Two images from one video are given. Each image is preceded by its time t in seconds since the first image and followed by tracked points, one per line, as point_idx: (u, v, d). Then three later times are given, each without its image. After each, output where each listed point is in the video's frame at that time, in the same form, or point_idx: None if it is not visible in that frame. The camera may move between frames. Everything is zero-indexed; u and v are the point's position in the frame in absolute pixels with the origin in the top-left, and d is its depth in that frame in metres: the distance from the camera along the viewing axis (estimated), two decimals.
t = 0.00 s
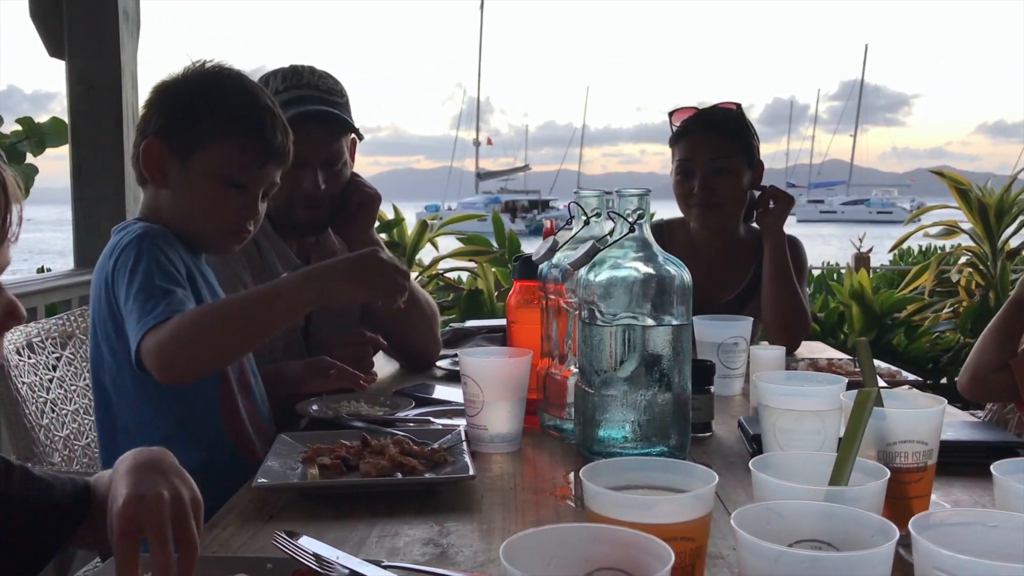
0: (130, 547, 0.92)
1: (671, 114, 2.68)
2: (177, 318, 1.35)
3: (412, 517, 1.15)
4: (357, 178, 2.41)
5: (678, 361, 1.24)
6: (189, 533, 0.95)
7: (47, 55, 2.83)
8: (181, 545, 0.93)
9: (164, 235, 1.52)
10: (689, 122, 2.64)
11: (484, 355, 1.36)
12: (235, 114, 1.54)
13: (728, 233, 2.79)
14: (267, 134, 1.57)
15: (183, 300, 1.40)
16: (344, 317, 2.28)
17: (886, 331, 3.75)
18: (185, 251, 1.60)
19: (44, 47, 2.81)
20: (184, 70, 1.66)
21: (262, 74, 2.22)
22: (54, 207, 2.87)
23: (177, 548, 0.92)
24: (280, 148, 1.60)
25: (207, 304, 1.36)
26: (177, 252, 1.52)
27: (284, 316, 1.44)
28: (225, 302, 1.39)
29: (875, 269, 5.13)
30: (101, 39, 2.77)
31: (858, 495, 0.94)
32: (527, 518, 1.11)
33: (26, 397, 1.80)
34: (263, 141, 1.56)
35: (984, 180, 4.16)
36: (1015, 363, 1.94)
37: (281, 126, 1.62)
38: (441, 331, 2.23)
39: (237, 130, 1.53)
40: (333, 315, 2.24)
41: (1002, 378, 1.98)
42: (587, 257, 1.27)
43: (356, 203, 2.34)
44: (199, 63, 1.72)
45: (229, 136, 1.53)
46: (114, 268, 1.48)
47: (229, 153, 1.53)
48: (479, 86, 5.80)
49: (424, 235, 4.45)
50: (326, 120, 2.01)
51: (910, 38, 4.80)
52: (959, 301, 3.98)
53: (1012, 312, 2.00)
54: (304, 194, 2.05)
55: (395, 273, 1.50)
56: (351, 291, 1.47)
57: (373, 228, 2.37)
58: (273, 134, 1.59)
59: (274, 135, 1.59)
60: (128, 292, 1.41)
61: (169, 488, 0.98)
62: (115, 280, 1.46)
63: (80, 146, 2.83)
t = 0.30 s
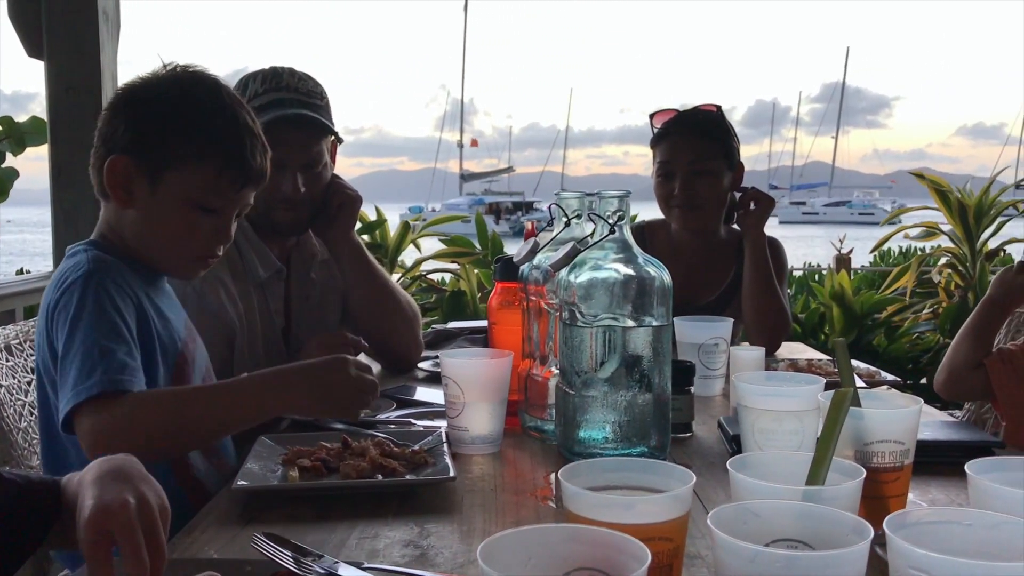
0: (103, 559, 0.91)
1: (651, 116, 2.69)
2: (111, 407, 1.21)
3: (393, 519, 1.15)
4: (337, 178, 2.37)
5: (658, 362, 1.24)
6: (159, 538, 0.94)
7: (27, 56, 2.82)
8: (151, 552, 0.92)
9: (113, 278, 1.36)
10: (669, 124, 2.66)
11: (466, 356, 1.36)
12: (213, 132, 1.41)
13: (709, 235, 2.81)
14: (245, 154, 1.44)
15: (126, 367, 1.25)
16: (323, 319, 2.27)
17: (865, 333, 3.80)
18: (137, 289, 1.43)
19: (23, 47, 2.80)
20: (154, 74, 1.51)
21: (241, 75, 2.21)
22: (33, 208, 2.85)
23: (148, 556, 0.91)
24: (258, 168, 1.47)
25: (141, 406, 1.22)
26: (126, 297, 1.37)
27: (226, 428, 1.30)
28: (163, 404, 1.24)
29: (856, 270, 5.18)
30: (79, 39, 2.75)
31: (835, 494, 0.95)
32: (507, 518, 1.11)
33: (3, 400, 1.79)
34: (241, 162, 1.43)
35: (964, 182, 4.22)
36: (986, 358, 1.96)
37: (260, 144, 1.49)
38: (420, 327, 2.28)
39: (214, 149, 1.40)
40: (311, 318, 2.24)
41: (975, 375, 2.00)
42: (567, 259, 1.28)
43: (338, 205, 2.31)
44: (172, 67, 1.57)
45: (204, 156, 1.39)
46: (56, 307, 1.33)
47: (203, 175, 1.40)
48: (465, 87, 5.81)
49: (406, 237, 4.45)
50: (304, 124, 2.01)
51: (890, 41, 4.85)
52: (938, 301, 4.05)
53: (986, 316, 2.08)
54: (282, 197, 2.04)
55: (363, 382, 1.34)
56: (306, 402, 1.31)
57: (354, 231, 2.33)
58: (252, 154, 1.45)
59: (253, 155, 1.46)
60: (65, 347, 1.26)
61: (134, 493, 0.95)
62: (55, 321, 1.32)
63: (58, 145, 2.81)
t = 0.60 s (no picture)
0: (80, 563, 0.91)
1: (634, 116, 2.71)
2: (79, 434, 1.18)
3: (373, 520, 1.14)
4: (319, 179, 2.32)
5: (639, 362, 1.25)
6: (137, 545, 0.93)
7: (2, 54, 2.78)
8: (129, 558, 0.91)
9: (80, 291, 1.31)
10: (650, 125, 2.67)
11: (447, 357, 1.36)
12: (187, 133, 1.40)
13: (691, 236, 2.82)
14: (219, 156, 1.43)
15: (93, 387, 1.20)
16: (305, 319, 2.27)
17: (847, 333, 3.79)
18: (105, 298, 1.38)
19: None
20: (121, 66, 1.47)
21: (221, 75, 2.20)
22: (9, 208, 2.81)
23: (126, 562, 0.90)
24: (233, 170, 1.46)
25: (111, 437, 1.19)
26: (93, 310, 1.32)
27: (203, 456, 1.26)
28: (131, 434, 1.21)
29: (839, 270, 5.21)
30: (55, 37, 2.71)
31: (813, 492, 0.95)
32: (488, 519, 1.11)
33: None
34: (217, 166, 1.42)
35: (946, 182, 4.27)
36: (964, 362, 1.99)
37: (235, 146, 1.49)
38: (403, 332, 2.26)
39: (188, 151, 1.39)
40: (291, 318, 2.25)
41: (953, 379, 2.01)
42: (547, 259, 1.28)
43: (320, 205, 2.26)
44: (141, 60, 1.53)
45: (178, 159, 1.38)
46: (15, 318, 1.28)
47: (177, 178, 1.39)
48: (451, 87, 5.82)
49: (389, 239, 4.41)
50: (284, 125, 2.01)
51: (873, 41, 4.87)
52: (920, 301, 4.09)
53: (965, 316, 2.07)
54: (263, 198, 2.04)
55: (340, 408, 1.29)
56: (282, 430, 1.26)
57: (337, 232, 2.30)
58: (227, 156, 1.45)
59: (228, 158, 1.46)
60: (29, 363, 1.21)
61: (109, 499, 0.94)
62: (16, 332, 1.27)
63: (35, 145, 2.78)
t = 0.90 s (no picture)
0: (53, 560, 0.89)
1: (617, 116, 2.71)
2: (63, 436, 1.18)
3: (356, 519, 1.14)
4: (303, 178, 2.32)
5: (621, 360, 1.25)
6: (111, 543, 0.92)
7: None
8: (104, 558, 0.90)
9: (53, 291, 1.30)
10: (633, 124, 2.68)
11: (430, 356, 1.35)
12: (164, 133, 1.40)
13: (675, 234, 2.83)
14: (196, 153, 1.43)
15: (73, 391, 1.19)
16: (287, 318, 2.28)
17: (829, 330, 3.82)
18: (78, 296, 1.37)
19: None
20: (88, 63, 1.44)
21: (200, 74, 2.19)
22: None
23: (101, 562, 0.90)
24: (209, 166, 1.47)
25: (97, 434, 1.21)
26: (68, 308, 1.31)
27: (189, 443, 1.31)
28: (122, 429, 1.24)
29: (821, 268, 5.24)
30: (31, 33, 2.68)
31: (792, 489, 0.95)
32: (470, 518, 1.11)
33: None
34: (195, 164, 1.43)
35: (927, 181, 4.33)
36: (943, 356, 2.01)
37: (211, 142, 1.49)
38: (385, 326, 2.26)
39: (167, 151, 1.39)
40: (274, 317, 2.25)
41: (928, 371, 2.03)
42: (530, 257, 1.28)
43: (302, 204, 2.27)
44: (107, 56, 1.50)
45: (159, 160, 1.39)
46: None
47: (157, 179, 1.39)
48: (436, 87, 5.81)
49: (372, 238, 4.40)
50: (265, 124, 2.01)
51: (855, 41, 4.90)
52: (901, 299, 4.12)
53: (943, 313, 2.10)
54: (245, 197, 2.03)
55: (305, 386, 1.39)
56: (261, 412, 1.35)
57: (318, 233, 2.31)
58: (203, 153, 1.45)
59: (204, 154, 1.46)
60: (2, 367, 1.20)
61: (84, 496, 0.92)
62: None
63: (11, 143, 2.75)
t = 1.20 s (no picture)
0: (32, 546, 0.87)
1: (599, 113, 2.72)
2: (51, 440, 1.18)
3: (336, 518, 1.14)
4: (281, 175, 2.26)
5: (602, 356, 1.26)
6: (93, 527, 0.90)
7: None
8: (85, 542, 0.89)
9: (31, 291, 1.27)
10: (616, 122, 2.68)
11: (411, 354, 1.35)
12: (149, 127, 1.40)
13: (658, 231, 2.86)
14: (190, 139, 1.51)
15: (62, 395, 1.20)
16: (268, 317, 2.27)
17: (811, 327, 3.81)
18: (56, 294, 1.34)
19: None
20: (70, 70, 1.36)
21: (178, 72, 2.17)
22: None
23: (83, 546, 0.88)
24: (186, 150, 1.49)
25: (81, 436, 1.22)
26: (47, 308, 1.29)
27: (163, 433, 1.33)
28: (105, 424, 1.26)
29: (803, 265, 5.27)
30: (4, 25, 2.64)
31: (770, 484, 0.95)
32: (451, 515, 1.11)
33: None
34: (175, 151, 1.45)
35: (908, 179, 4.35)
36: (921, 357, 1.98)
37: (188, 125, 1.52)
38: (367, 323, 2.25)
39: (178, 152, 1.47)
40: (256, 314, 2.24)
41: (908, 373, 1.99)
42: (512, 254, 1.27)
43: (283, 202, 2.23)
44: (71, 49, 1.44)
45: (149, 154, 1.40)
46: None
47: (174, 180, 1.48)
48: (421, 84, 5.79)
49: (355, 235, 4.35)
50: (244, 119, 2.01)
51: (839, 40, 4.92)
52: (882, 295, 4.20)
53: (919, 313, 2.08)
54: (223, 193, 2.02)
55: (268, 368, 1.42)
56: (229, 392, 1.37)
57: (300, 232, 2.29)
58: (179, 138, 1.47)
59: (187, 137, 1.51)
60: None
61: (66, 480, 0.90)
62: None
63: None
